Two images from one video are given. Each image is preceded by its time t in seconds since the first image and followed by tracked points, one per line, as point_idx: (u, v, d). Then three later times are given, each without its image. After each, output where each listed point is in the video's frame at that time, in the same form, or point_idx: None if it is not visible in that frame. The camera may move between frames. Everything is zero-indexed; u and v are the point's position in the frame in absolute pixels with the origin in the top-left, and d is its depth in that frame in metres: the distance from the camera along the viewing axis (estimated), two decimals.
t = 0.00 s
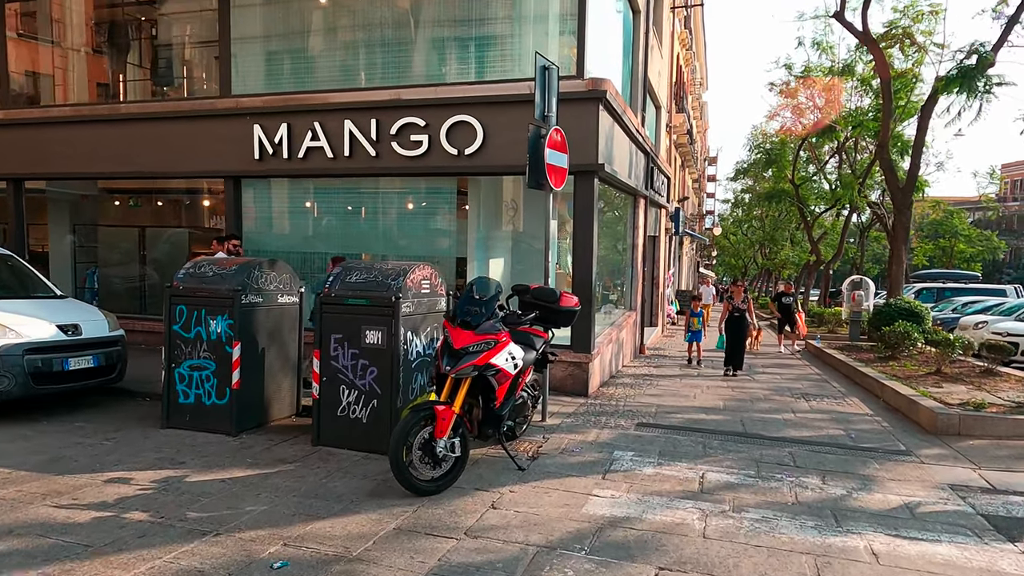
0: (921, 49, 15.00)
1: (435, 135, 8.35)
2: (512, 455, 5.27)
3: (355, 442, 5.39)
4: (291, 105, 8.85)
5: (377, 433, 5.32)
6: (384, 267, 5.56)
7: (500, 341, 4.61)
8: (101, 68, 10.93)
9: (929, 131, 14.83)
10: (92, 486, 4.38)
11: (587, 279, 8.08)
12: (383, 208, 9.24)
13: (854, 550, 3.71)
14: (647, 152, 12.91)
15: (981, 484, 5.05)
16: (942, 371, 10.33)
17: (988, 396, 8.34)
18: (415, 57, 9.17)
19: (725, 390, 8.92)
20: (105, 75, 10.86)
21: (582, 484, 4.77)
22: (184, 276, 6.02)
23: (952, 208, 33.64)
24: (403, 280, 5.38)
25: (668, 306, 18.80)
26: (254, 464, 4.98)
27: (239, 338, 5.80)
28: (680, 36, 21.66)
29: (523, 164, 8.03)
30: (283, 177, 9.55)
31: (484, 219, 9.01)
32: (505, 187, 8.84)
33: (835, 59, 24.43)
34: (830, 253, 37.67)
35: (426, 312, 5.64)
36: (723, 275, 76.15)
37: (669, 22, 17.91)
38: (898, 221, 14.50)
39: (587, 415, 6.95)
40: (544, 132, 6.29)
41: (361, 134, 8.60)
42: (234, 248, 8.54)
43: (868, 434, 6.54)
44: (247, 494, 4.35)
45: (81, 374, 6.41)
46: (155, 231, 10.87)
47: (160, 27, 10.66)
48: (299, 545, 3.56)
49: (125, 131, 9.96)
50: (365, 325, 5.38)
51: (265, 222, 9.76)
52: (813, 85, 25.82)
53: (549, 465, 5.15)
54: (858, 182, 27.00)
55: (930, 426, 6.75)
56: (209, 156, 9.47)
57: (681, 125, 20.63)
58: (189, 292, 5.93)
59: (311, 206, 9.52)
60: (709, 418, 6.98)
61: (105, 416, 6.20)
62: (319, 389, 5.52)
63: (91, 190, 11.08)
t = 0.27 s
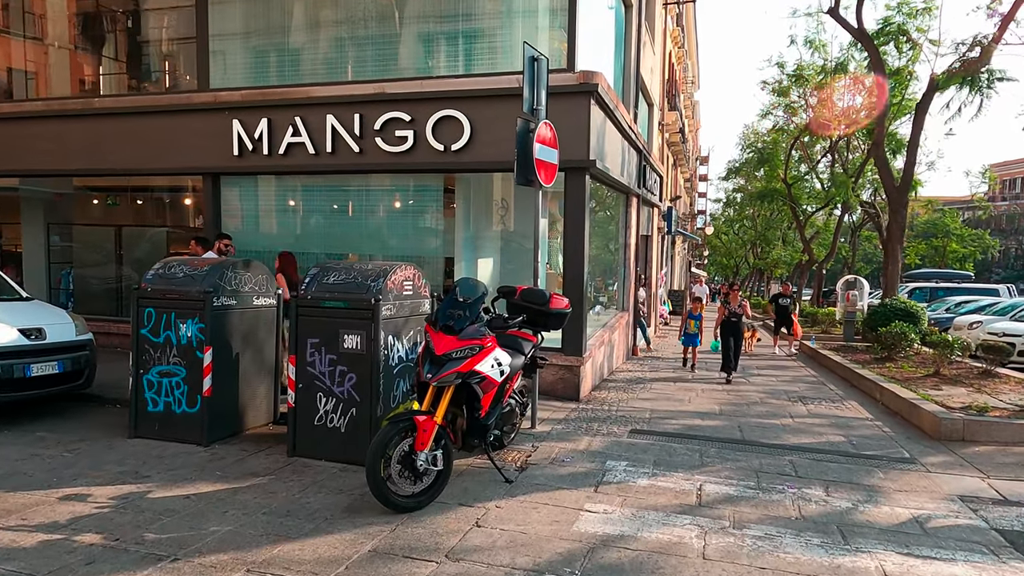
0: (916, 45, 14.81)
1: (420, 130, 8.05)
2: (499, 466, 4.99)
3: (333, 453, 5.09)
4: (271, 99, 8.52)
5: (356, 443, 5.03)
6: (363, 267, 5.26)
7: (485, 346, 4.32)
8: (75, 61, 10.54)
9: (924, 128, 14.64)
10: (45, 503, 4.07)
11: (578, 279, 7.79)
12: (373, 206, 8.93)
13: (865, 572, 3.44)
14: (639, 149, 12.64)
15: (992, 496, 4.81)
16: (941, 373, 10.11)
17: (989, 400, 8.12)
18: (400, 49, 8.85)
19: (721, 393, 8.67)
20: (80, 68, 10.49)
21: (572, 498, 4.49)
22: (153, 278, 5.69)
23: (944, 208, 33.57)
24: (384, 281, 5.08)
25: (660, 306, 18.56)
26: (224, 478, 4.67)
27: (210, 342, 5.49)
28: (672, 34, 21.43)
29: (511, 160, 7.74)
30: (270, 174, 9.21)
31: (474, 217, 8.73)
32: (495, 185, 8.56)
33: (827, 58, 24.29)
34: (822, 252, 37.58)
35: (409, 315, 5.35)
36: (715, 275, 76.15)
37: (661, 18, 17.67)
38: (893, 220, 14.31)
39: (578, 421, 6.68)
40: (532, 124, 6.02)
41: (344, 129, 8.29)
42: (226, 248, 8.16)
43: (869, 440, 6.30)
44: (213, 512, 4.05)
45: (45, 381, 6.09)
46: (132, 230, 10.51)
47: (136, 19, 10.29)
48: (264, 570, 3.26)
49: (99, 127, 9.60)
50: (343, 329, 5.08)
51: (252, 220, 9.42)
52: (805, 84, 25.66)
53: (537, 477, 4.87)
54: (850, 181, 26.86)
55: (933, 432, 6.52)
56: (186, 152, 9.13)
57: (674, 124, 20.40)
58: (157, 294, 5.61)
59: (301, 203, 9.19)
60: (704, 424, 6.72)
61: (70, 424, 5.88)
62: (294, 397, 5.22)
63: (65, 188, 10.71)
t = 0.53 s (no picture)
0: (913, 41, 14.62)
1: (407, 123, 7.74)
2: (488, 476, 4.70)
3: (312, 463, 4.79)
4: (252, 91, 8.19)
5: (336, 452, 4.72)
6: (344, 265, 4.96)
7: (472, 349, 4.02)
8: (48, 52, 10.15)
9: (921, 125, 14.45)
10: None
11: (571, 278, 7.51)
12: (364, 203, 8.61)
13: None
14: (632, 145, 12.38)
15: (1009, 506, 4.56)
16: (941, 374, 9.89)
17: (994, 401, 7.89)
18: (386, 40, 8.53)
19: (718, 395, 8.42)
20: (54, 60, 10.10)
21: (566, 511, 4.21)
22: (121, 277, 5.37)
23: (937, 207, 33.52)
24: (365, 280, 4.78)
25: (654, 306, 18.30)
26: (193, 491, 4.36)
27: (181, 345, 5.16)
28: (665, 30, 21.18)
29: (501, 154, 7.45)
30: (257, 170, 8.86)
31: (464, 214, 8.45)
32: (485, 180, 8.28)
33: (821, 55, 24.12)
34: (815, 251, 37.44)
35: (392, 316, 5.05)
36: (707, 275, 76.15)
37: (655, 14, 17.43)
38: (890, 218, 14.13)
39: (572, 426, 6.40)
40: (524, 116, 5.75)
41: (328, 122, 7.97)
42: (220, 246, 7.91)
43: (874, 446, 6.04)
44: (177, 529, 3.74)
45: (8, 386, 5.75)
46: (109, 229, 10.14)
47: (113, 9, 9.92)
48: None
49: (73, 121, 9.24)
50: (321, 331, 4.78)
51: (238, 218, 9.08)
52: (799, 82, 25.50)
53: (529, 488, 4.59)
54: (844, 180, 26.73)
55: (940, 436, 6.29)
56: (164, 146, 8.78)
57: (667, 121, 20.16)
58: (125, 294, 5.28)
59: (289, 200, 8.86)
60: (703, 428, 6.46)
61: (34, 432, 5.55)
62: (270, 403, 4.91)
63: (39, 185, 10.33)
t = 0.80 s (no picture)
0: (907, 38, 14.45)
1: (391, 117, 7.46)
2: (472, 489, 4.43)
3: (286, 475, 4.50)
4: (230, 84, 7.89)
5: (312, 463, 4.44)
6: (319, 265, 4.68)
7: (453, 355, 3.76)
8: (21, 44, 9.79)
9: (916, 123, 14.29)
10: None
11: (562, 278, 7.25)
12: (354, 202, 8.31)
13: None
14: (624, 143, 12.13)
15: (1022, 518, 4.33)
16: (940, 376, 9.68)
17: (995, 404, 7.69)
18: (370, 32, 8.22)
19: (713, 399, 8.19)
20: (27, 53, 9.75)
21: (555, 527, 3.95)
22: (84, 277, 5.07)
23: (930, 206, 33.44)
24: (342, 280, 4.50)
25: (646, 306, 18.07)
26: (156, 507, 4.07)
27: (148, 350, 4.87)
28: (658, 27, 20.98)
29: (488, 150, 7.18)
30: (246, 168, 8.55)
31: (452, 212, 8.17)
32: (472, 176, 8.01)
33: (814, 53, 23.97)
34: (808, 251, 37.32)
35: (371, 319, 4.77)
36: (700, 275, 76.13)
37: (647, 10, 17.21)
38: (886, 218, 13.95)
39: (563, 432, 6.15)
40: (511, 108, 5.45)
41: (310, 117, 7.68)
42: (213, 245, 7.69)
43: (876, 452, 5.81)
44: (134, 551, 3.46)
45: None
46: (84, 227, 9.79)
47: None
48: None
49: (46, 115, 8.91)
50: (295, 334, 4.49)
51: (223, 217, 8.74)
52: (792, 81, 25.36)
53: (515, 501, 4.33)
54: (837, 179, 26.59)
55: (944, 441, 6.07)
56: (140, 142, 8.47)
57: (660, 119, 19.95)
58: (88, 296, 4.98)
59: (277, 200, 8.54)
60: (698, 434, 6.21)
61: None
62: (242, 412, 4.62)
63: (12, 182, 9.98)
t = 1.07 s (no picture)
0: (902, 34, 14.26)
1: (372, 109, 7.16)
2: (450, 503, 4.14)
3: (252, 488, 4.20)
4: (204, 75, 7.56)
5: (280, 475, 4.14)
6: (288, 262, 4.38)
7: (428, 359, 3.46)
8: None
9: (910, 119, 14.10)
10: None
11: (551, 276, 6.96)
12: (341, 199, 7.97)
13: None
14: (615, 139, 11.87)
15: None
16: (938, 377, 9.46)
17: (996, 407, 7.46)
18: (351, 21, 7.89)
19: (707, 402, 7.93)
20: None
21: (539, 544, 3.66)
22: (38, 276, 4.75)
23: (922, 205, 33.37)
24: (311, 278, 4.20)
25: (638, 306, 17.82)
26: (106, 525, 3.76)
27: (105, 354, 4.55)
28: (650, 24, 20.75)
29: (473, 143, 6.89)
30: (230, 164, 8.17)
31: (435, 209, 7.95)
32: (457, 173, 7.77)
33: (807, 51, 23.80)
34: (801, 250, 37.18)
35: (344, 319, 4.48)
36: (692, 274, 76.08)
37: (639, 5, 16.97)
38: (880, 216, 13.76)
39: (550, 438, 5.87)
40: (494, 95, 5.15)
41: (287, 109, 7.36)
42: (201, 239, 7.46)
43: (877, 459, 5.56)
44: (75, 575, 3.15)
45: None
46: (52, 224, 9.36)
47: None
48: None
49: (14, 108, 8.55)
50: (261, 337, 4.18)
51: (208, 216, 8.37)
52: (784, 79, 25.19)
53: (497, 515, 4.04)
54: (830, 177, 26.45)
55: (948, 446, 5.83)
56: (111, 136, 8.12)
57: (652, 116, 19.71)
58: (42, 296, 4.66)
59: (263, 197, 8.19)
60: (692, 440, 5.95)
61: None
62: (205, 420, 4.30)
63: None
